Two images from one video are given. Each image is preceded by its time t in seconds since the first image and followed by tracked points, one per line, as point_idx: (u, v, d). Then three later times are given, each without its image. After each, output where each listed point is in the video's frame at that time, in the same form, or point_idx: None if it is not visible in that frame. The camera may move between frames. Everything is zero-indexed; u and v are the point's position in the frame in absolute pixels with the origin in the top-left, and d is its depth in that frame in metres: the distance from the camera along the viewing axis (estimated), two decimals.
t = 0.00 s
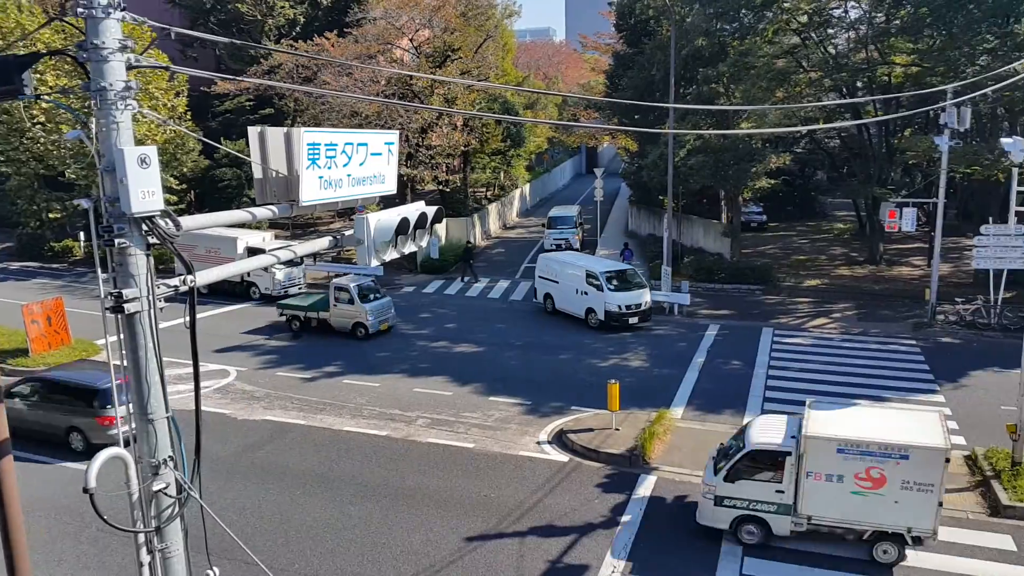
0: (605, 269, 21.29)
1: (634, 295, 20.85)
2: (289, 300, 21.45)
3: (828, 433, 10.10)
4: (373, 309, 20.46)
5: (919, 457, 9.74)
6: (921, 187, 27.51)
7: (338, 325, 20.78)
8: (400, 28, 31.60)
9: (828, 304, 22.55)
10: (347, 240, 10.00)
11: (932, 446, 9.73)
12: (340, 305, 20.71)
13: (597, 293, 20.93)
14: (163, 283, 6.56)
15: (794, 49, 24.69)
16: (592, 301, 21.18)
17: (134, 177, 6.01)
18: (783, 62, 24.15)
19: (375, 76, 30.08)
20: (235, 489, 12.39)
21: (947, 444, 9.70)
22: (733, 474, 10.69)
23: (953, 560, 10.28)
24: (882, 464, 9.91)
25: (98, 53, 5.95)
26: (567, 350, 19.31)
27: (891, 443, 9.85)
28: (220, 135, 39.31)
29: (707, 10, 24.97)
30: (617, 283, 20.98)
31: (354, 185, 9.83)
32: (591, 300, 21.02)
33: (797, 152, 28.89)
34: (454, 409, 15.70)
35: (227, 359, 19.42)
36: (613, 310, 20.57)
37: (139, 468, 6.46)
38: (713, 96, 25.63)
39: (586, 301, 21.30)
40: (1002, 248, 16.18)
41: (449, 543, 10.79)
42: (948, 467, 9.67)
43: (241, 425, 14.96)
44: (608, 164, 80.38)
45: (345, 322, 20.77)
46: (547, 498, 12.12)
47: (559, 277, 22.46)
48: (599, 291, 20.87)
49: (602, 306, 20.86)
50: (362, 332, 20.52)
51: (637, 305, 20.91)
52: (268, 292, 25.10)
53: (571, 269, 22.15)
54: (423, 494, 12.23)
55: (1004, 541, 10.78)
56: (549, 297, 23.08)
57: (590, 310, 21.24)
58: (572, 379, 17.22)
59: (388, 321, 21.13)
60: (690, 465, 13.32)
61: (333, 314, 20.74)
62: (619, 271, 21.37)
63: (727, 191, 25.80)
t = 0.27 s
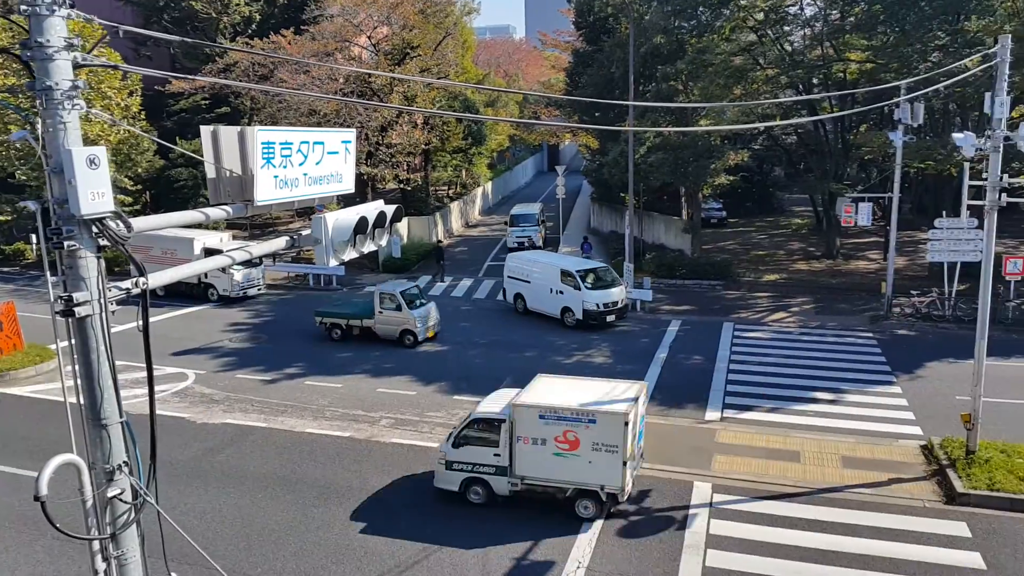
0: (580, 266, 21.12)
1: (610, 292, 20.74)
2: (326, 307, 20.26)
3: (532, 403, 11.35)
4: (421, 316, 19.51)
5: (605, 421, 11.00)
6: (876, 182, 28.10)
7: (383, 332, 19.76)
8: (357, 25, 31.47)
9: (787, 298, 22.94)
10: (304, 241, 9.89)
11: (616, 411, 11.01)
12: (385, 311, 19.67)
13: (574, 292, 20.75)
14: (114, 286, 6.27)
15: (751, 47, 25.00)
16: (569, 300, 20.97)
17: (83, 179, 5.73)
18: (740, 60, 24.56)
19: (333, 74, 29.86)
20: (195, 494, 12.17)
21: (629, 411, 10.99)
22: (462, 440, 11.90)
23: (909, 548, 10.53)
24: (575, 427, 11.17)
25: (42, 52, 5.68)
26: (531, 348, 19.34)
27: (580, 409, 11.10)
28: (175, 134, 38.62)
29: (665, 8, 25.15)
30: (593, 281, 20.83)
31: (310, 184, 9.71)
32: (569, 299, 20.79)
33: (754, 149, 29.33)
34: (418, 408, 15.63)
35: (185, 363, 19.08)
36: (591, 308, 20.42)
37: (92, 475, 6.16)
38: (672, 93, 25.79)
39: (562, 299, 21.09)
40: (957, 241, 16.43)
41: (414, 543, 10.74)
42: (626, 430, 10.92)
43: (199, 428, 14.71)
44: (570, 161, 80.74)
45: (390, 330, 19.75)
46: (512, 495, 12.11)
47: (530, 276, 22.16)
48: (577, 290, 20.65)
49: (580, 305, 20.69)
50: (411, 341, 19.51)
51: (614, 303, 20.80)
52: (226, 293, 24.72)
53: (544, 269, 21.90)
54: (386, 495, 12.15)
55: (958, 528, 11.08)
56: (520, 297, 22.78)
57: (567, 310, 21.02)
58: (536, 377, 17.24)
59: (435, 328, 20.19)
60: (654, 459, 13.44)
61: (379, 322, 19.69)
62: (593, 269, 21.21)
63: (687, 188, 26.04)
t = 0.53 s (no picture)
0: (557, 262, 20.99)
1: (588, 288, 20.68)
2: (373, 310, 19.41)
3: (278, 381, 12.00)
4: (476, 318, 18.89)
5: (341, 398, 11.69)
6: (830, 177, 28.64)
7: (437, 335, 19.08)
8: (314, 17, 31.28)
9: (745, 291, 23.26)
10: (258, 236, 9.74)
11: (351, 388, 11.69)
12: (439, 313, 18.99)
13: (551, 288, 20.59)
14: (58, 286, 5.99)
15: (708, 42, 24.90)
16: (548, 296, 20.78)
17: (24, 174, 5.44)
18: (699, 56, 24.79)
19: (289, 66, 29.47)
20: (150, 496, 11.94)
21: (362, 387, 11.69)
22: (222, 416, 12.53)
23: (864, 534, 10.76)
24: (318, 404, 11.82)
25: None
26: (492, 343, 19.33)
27: (320, 387, 11.76)
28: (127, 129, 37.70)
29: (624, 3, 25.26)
30: (570, 276, 20.73)
31: (263, 178, 9.55)
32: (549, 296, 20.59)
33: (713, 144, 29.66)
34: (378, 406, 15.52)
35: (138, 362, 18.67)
36: (570, 304, 20.29)
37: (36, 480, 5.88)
38: (631, 89, 25.85)
39: (539, 296, 20.90)
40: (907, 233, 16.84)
41: (374, 540, 10.68)
42: (361, 405, 11.63)
43: (152, 429, 14.41)
44: (532, 155, 80.80)
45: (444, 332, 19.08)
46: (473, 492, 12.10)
47: (504, 272, 21.89)
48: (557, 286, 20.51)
49: (558, 301, 20.54)
50: (467, 342, 18.72)
51: (592, 298, 20.70)
52: (180, 291, 24.23)
53: (518, 265, 21.68)
54: (346, 493, 12.04)
55: (910, 513, 11.35)
56: (492, 294, 22.42)
57: (547, 306, 20.81)
58: (497, 372, 17.25)
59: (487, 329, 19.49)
60: (615, 452, 13.53)
61: (432, 324, 19.00)
62: (571, 264, 21.10)
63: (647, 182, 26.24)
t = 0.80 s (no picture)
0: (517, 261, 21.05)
1: (551, 286, 20.91)
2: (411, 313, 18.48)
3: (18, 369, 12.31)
4: (521, 320, 18.30)
5: (72, 385, 11.96)
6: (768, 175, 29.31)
7: (479, 337, 18.40)
8: (254, 9, 30.82)
9: (688, 287, 23.63)
10: (188, 234, 9.46)
11: (81, 376, 11.98)
12: (482, 315, 18.29)
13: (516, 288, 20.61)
14: None
15: (651, 43, 25.22)
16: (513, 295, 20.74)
17: None
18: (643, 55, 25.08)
19: (227, 60, 28.94)
20: (79, 505, 11.54)
21: (92, 374, 11.97)
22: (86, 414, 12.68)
23: (800, 523, 11.01)
24: (53, 392, 12.12)
25: None
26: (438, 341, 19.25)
27: (53, 375, 12.07)
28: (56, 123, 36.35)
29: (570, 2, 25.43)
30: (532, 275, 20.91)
31: (194, 174, 9.29)
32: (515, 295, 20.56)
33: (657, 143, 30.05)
34: (319, 407, 15.31)
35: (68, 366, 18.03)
36: (535, 303, 20.47)
37: None
38: (577, 87, 25.79)
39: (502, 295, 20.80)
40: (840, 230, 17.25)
41: (315, 544, 10.51)
42: (91, 392, 11.89)
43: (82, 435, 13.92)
44: (479, 153, 80.76)
45: (487, 335, 18.40)
46: (416, 492, 12.03)
47: (462, 272, 21.44)
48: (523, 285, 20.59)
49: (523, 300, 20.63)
50: (512, 345, 18.16)
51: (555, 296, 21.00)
52: (111, 291, 23.47)
53: (477, 265, 21.43)
54: (286, 497, 11.83)
55: (844, 501, 11.67)
56: (448, 295, 21.82)
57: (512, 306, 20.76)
58: (441, 370, 17.18)
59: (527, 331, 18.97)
60: (559, 448, 13.58)
61: (476, 327, 18.28)
62: (530, 264, 21.26)
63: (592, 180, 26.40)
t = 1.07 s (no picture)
0: (466, 257, 20.86)
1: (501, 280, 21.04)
2: (442, 313, 17.91)
3: None
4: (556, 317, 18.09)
5: None
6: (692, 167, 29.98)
7: (513, 336, 18.05)
8: (164, 2, 29.44)
9: (617, 278, 23.94)
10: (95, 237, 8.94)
11: None
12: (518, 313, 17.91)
13: (468, 283, 20.56)
14: None
15: (576, 37, 25.84)
16: (464, 292, 20.69)
17: None
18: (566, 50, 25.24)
19: (137, 54, 27.71)
20: None
21: None
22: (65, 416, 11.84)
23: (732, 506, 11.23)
24: None
25: None
26: (369, 340, 18.97)
27: None
28: None
29: None
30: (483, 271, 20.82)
31: (100, 175, 8.79)
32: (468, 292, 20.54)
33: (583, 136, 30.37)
34: (246, 411, 14.89)
35: None
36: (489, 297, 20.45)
37: None
38: (503, 81, 25.77)
39: (455, 293, 20.73)
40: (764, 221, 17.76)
41: (245, 553, 10.20)
42: None
43: None
44: (405, 147, 80.15)
45: (522, 333, 18.05)
46: (352, 493, 11.86)
47: (408, 272, 21.13)
48: (475, 281, 20.55)
49: (475, 296, 20.62)
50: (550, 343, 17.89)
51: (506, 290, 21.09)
52: (20, 298, 22.28)
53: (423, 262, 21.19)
54: (214, 506, 11.44)
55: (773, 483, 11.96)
56: (393, 295, 21.45)
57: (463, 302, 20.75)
58: (373, 370, 16.93)
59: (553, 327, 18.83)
60: (495, 444, 13.52)
61: (511, 326, 17.90)
62: (480, 258, 21.09)
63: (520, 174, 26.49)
